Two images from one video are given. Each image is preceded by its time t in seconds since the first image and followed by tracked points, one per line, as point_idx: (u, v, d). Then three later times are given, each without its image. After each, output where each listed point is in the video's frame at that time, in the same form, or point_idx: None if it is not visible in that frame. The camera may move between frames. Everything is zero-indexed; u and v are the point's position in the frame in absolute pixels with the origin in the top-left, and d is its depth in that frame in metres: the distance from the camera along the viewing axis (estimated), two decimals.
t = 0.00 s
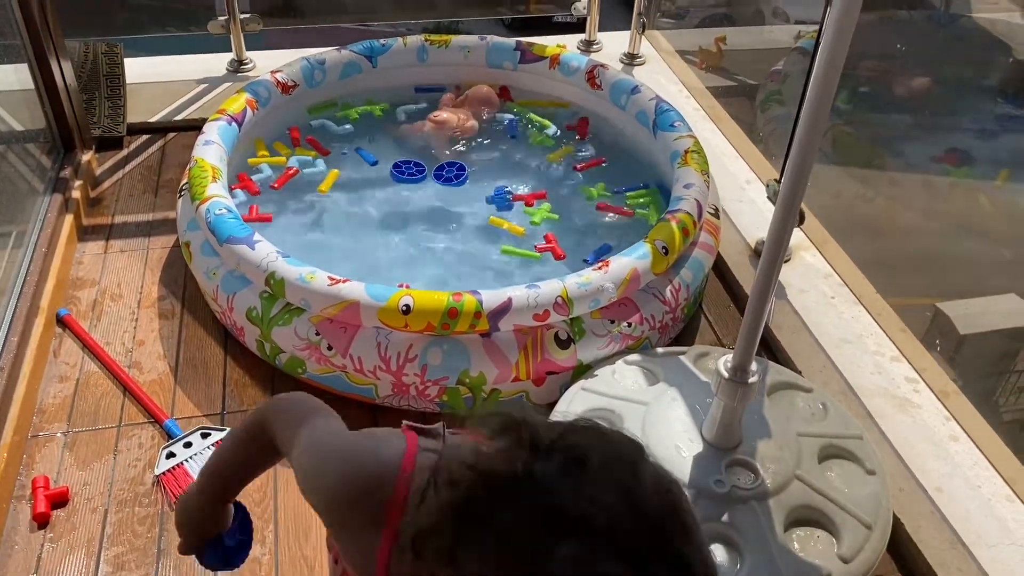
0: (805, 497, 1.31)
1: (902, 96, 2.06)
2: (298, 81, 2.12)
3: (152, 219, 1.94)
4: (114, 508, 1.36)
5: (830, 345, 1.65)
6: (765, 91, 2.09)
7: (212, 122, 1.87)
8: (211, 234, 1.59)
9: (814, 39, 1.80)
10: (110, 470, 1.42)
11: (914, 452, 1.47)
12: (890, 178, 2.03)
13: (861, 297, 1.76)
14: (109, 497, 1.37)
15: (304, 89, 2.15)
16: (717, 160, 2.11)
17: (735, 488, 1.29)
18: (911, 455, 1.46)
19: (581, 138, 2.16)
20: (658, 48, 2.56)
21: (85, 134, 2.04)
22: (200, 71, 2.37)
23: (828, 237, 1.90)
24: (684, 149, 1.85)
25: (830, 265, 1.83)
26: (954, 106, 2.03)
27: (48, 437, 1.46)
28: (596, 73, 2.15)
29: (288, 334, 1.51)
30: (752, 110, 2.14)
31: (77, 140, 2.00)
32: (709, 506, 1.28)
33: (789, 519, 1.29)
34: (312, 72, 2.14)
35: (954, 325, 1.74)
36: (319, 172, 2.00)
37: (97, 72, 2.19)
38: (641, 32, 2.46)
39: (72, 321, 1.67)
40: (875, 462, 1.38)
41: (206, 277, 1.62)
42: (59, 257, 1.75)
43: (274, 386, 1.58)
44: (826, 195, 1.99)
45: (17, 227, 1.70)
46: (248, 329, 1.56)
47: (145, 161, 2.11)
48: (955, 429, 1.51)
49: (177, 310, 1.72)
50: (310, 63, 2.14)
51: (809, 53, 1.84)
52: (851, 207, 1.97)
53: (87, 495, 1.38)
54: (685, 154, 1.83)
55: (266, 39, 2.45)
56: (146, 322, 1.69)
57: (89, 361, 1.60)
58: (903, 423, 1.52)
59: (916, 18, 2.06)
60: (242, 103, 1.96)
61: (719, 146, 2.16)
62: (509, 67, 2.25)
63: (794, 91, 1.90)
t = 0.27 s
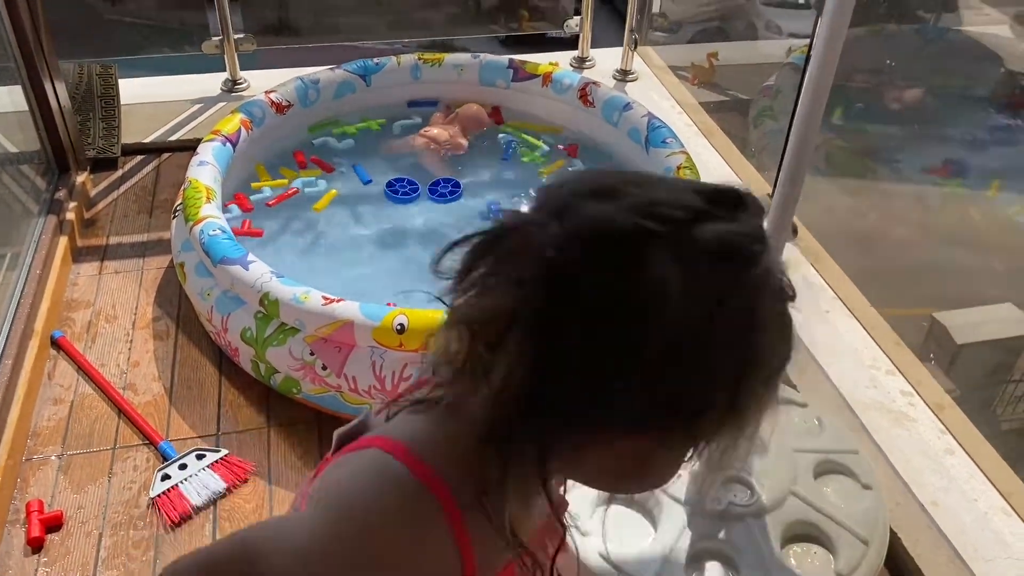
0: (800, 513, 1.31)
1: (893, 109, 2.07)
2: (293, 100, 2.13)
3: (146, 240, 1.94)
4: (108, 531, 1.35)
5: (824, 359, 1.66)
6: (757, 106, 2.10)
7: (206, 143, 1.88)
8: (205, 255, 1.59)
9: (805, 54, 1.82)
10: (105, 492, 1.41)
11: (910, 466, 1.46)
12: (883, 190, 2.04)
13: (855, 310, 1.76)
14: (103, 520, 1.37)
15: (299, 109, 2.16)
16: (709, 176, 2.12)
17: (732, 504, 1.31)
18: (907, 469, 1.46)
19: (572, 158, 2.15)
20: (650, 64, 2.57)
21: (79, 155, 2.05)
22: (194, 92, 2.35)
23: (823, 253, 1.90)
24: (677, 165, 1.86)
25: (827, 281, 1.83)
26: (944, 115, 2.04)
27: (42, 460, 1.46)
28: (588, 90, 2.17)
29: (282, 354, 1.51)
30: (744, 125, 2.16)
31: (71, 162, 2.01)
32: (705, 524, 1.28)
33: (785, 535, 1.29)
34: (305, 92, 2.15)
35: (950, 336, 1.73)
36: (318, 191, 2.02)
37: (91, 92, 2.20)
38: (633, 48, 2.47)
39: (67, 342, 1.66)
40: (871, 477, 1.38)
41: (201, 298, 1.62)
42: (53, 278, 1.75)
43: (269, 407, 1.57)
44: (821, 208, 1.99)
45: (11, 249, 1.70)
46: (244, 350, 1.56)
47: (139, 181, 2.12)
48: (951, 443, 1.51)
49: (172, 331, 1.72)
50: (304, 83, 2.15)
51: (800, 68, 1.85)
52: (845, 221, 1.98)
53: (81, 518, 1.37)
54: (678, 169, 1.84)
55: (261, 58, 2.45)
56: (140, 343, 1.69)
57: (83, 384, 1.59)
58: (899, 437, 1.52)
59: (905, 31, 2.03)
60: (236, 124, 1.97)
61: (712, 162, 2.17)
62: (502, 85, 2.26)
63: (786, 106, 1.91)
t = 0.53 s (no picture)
0: (798, 535, 1.31)
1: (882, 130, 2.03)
2: (286, 125, 2.14)
3: (143, 265, 1.95)
4: (105, 560, 1.35)
5: (819, 379, 1.66)
6: (749, 125, 2.12)
7: (201, 169, 1.89)
8: (200, 282, 1.60)
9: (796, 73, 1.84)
10: (101, 521, 1.41)
11: (906, 485, 1.47)
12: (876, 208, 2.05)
13: (848, 330, 1.80)
14: (100, 548, 1.37)
15: (293, 133, 2.16)
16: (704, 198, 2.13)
17: (728, 526, 1.30)
18: (903, 487, 1.46)
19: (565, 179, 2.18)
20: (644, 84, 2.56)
21: (76, 182, 2.06)
22: (190, 116, 2.35)
23: (815, 271, 1.98)
24: (670, 187, 1.87)
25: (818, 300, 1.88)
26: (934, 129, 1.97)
27: (38, 489, 1.46)
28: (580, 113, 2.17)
29: (278, 380, 1.51)
30: (736, 144, 2.17)
31: (67, 188, 2.02)
32: (702, 546, 1.28)
33: (782, 557, 1.29)
34: (299, 117, 2.15)
35: (949, 349, 1.72)
36: (313, 214, 2.05)
37: (86, 119, 2.23)
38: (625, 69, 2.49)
39: (63, 370, 1.67)
40: (867, 497, 1.38)
41: (196, 324, 1.62)
42: (50, 305, 1.75)
43: (265, 432, 1.57)
44: (813, 227, 2.05)
45: (8, 277, 1.71)
46: (239, 376, 1.56)
47: (135, 207, 2.13)
48: (946, 462, 1.51)
49: (169, 357, 1.72)
50: (297, 107, 2.15)
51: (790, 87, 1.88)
52: (838, 240, 2.03)
53: (78, 547, 1.37)
54: (671, 191, 1.85)
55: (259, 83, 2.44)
56: (136, 370, 1.69)
57: (80, 411, 1.60)
58: (894, 456, 1.52)
59: (895, 49, 1.95)
60: (230, 149, 1.98)
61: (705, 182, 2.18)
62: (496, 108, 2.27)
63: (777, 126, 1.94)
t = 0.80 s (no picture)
0: (797, 555, 1.31)
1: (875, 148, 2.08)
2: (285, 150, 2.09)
3: (141, 290, 1.95)
4: None
5: (816, 397, 1.67)
6: (742, 144, 2.14)
7: (199, 195, 1.90)
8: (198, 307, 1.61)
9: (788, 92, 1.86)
10: (101, 548, 1.41)
11: (905, 503, 1.47)
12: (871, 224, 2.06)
13: (845, 348, 1.79)
14: None
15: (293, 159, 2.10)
16: (698, 216, 2.14)
17: (727, 547, 1.30)
18: (901, 505, 1.47)
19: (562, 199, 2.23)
20: (637, 105, 2.59)
21: (73, 208, 2.07)
22: (186, 140, 2.35)
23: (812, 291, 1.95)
24: (665, 206, 1.88)
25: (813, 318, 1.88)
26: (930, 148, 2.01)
27: (37, 517, 1.46)
28: (576, 134, 2.18)
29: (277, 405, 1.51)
30: (730, 162, 2.19)
31: (65, 215, 2.03)
32: (701, 567, 1.28)
33: None
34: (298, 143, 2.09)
35: (947, 362, 1.72)
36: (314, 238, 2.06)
37: (84, 145, 2.25)
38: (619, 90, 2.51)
39: (61, 397, 1.67)
40: (865, 516, 1.38)
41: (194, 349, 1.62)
42: (48, 332, 1.76)
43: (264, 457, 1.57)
44: (806, 244, 2.04)
45: (6, 304, 1.71)
46: (237, 400, 1.57)
47: (133, 233, 2.14)
48: (943, 479, 1.52)
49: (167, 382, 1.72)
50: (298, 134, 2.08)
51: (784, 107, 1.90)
52: (833, 259, 2.01)
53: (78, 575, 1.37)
54: (665, 211, 1.86)
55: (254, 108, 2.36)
56: (135, 395, 1.70)
57: (79, 438, 1.60)
58: (892, 473, 1.52)
59: (886, 68, 2.02)
60: (227, 174, 1.99)
61: (700, 202, 2.19)
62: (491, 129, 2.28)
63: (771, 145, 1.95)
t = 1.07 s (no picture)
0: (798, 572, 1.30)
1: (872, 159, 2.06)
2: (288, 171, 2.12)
3: (140, 311, 1.95)
4: None
5: (817, 412, 1.67)
6: (739, 160, 2.14)
7: (197, 215, 1.90)
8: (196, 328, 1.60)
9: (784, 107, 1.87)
10: (100, 570, 1.40)
11: (906, 518, 1.46)
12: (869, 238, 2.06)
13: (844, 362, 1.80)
14: None
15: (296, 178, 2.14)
16: (696, 231, 2.14)
17: (729, 564, 1.29)
18: (903, 519, 1.46)
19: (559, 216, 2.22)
20: (633, 121, 2.61)
21: (72, 229, 2.07)
22: (182, 161, 2.35)
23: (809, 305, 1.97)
24: (663, 222, 1.88)
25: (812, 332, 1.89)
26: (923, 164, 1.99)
27: (36, 540, 1.45)
28: (573, 150, 2.20)
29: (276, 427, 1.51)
30: (727, 177, 2.19)
31: (64, 236, 2.03)
32: None
33: None
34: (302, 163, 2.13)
35: (948, 375, 1.71)
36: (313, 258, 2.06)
37: (83, 167, 2.23)
38: (616, 106, 2.51)
39: (60, 419, 1.67)
40: (867, 532, 1.39)
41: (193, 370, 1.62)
42: (47, 353, 1.76)
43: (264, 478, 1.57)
44: (803, 258, 2.06)
45: (5, 325, 1.71)
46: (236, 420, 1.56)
47: (131, 254, 2.14)
48: (945, 493, 1.51)
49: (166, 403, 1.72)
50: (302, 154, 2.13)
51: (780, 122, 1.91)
52: (830, 272, 2.02)
53: None
54: (663, 227, 1.86)
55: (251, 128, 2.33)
56: (134, 416, 1.69)
57: (78, 460, 1.59)
58: (894, 488, 1.52)
59: (882, 83, 2.02)
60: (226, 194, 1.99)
61: (697, 217, 2.20)
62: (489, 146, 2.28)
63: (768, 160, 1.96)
